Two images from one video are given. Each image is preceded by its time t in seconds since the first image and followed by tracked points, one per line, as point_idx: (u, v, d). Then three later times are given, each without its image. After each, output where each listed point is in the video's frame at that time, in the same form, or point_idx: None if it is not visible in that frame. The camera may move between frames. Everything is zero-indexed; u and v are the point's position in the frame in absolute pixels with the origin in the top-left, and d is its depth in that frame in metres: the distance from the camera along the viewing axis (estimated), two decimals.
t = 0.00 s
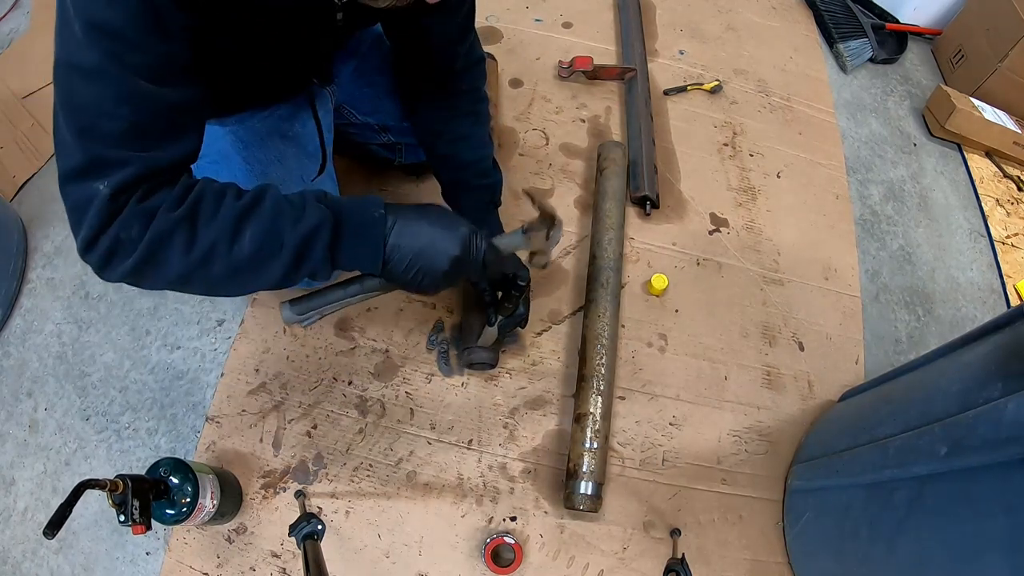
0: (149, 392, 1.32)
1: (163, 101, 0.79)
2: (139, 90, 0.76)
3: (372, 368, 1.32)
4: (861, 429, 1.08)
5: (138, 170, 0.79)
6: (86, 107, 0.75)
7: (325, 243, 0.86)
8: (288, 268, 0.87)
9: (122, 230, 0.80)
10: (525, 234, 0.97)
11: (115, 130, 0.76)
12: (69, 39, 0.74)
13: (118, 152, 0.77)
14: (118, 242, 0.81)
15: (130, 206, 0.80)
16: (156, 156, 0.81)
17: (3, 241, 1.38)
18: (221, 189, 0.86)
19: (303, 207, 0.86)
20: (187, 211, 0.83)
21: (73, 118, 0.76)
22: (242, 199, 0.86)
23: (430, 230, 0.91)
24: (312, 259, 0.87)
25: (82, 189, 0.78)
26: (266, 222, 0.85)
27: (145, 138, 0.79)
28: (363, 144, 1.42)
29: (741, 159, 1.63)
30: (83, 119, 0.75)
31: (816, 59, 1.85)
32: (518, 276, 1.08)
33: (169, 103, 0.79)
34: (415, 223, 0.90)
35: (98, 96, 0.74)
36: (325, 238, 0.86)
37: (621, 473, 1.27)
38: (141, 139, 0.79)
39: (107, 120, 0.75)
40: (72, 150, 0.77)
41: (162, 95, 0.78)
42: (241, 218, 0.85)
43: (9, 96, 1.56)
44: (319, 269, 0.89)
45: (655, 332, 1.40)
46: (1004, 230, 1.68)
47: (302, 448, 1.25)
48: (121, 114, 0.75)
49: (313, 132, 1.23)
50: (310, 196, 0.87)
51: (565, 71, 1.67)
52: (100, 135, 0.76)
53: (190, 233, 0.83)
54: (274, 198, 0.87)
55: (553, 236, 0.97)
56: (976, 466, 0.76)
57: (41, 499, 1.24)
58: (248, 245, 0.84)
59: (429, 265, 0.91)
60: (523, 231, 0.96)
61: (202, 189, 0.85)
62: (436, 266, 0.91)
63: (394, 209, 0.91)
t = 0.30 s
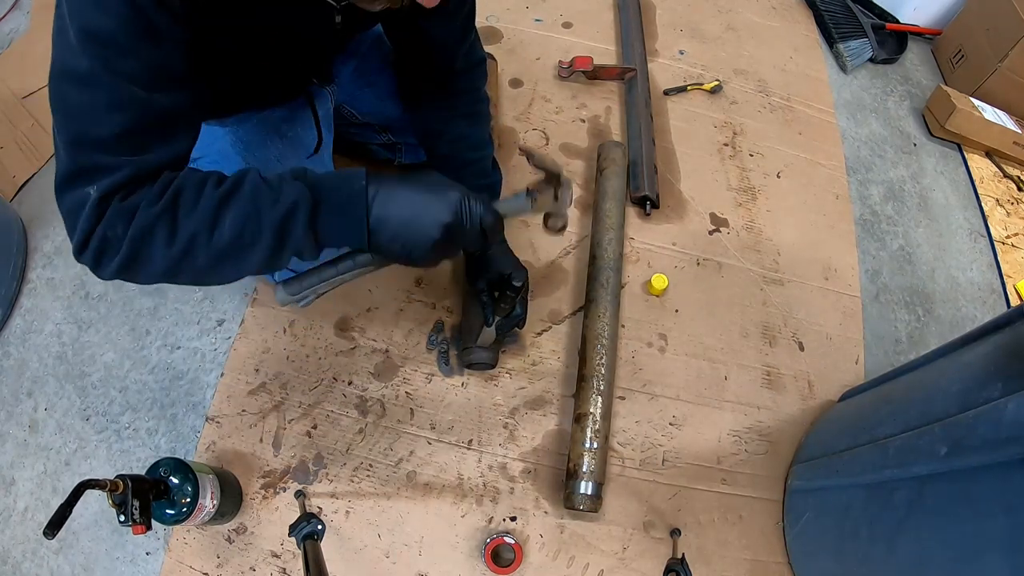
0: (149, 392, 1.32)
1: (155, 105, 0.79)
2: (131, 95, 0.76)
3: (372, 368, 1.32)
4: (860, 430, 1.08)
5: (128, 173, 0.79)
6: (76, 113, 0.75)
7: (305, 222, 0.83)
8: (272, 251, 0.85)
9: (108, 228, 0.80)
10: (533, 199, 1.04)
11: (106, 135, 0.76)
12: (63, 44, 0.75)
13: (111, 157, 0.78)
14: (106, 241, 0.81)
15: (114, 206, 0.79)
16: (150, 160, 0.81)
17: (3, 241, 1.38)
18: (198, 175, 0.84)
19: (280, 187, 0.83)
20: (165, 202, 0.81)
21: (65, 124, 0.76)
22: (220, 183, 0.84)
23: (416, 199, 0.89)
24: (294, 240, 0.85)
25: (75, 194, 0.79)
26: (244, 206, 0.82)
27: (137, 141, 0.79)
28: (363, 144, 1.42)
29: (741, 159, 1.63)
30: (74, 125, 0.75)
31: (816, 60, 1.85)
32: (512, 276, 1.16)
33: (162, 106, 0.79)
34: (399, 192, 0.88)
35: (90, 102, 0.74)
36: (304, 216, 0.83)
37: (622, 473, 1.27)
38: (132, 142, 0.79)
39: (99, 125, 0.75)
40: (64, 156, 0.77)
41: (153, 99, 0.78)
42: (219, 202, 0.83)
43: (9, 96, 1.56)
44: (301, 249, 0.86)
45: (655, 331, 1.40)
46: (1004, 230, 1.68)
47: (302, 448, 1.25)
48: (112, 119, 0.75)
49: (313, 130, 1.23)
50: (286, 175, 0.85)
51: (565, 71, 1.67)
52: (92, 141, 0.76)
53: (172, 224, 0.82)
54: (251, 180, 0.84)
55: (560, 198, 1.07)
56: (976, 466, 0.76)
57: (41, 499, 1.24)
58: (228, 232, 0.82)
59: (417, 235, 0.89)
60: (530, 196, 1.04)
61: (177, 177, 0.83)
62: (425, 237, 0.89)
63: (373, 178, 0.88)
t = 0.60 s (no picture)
0: (149, 392, 1.32)
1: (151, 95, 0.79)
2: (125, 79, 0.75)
3: (372, 368, 1.32)
4: (861, 430, 1.07)
5: (120, 164, 0.78)
6: (70, 101, 0.74)
7: (305, 214, 0.82)
8: (267, 248, 0.84)
9: (101, 221, 0.79)
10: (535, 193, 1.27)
11: (101, 122, 0.76)
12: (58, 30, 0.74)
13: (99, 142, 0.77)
14: (98, 234, 0.80)
15: (107, 197, 0.78)
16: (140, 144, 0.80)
17: (3, 241, 1.38)
18: (198, 172, 0.84)
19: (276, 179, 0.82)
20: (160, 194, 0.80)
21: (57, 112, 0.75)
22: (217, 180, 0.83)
23: (408, 192, 0.87)
24: (293, 233, 0.83)
25: (65, 187, 0.78)
26: (241, 199, 0.82)
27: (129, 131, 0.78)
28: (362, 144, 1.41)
29: (741, 159, 1.63)
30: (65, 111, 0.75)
31: (816, 60, 1.85)
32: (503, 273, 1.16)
33: (155, 95, 0.79)
34: (394, 186, 0.87)
35: (82, 89, 0.74)
36: (303, 208, 0.82)
37: (622, 473, 1.27)
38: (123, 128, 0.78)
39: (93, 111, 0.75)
40: (56, 145, 0.77)
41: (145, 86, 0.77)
42: (216, 197, 0.82)
43: (9, 96, 1.56)
44: (301, 243, 0.85)
45: (655, 331, 1.40)
46: (1004, 230, 1.68)
47: (302, 448, 1.25)
48: (107, 105, 0.75)
49: (313, 130, 1.24)
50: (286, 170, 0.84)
51: (565, 71, 1.68)
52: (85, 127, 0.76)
53: (168, 217, 0.81)
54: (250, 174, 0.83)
55: (563, 195, 1.40)
56: (976, 466, 0.76)
57: (41, 499, 1.24)
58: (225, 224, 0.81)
59: (413, 226, 0.87)
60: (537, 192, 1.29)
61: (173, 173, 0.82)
62: (423, 230, 0.87)
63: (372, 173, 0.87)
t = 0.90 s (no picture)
0: (149, 392, 1.31)
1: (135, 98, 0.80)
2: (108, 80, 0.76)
3: (372, 368, 1.32)
4: (861, 430, 1.07)
5: (94, 161, 0.78)
6: (49, 100, 0.75)
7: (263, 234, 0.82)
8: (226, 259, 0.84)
9: (69, 215, 0.79)
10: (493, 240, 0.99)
11: (77, 121, 0.77)
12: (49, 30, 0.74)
13: (79, 141, 0.78)
14: (67, 227, 0.80)
15: (77, 191, 0.78)
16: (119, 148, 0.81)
17: (3, 241, 1.38)
18: (171, 176, 0.83)
19: (238, 197, 0.82)
20: (126, 193, 0.80)
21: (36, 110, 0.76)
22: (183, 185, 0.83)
23: (358, 219, 0.84)
24: (251, 249, 0.84)
25: (38, 180, 0.78)
26: (205, 214, 0.82)
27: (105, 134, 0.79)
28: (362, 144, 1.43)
29: (741, 159, 1.63)
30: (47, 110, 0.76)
31: (816, 60, 1.85)
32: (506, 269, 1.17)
33: (134, 100, 0.80)
34: (347, 214, 0.84)
35: (61, 91, 0.75)
36: (258, 227, 0.82)
37: (622, 473, 1.27)
38: (102, 130, 0.79)
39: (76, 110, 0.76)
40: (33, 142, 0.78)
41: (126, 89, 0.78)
42: (179, 205, 0.82)
43: (9, 96, 1.56)
44: (259, 260, 0.85)
45: (655, 332, 1.40)
46: (1004, 230, 1.68)
47: (302, 448, 1.25)
48: (83, 107, 0.76)
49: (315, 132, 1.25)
50: (252, 188, 0.84)
51: (565, 71, 1.68)
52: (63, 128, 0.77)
53: (133, 219, 0.81)
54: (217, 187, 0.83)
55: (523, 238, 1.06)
56: (975, 466, 0.76)
57: (41, 499, 1.24)
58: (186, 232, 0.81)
59: (362, 259, 0.84)
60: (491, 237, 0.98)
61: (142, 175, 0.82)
62: (371, 264, 0.85)
63: (329, 196, 0.85)
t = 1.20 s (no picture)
0: (149, 392, 1.32)
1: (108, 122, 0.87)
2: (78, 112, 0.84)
3: (372, 368, 1.32)
4: (861, 430, 1.07)
5: (58, 160, 0.90)
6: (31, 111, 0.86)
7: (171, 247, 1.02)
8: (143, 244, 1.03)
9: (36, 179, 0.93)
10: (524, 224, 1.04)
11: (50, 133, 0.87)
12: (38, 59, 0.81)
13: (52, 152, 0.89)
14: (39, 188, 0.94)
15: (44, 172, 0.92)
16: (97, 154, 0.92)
17: (3, 241, 1.38)
18: (118, 174, 0.95)
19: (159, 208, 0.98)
20: (75, 184, 0.93)
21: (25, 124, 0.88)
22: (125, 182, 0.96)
23: (247, 254, 1.07)
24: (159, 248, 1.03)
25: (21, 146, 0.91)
26: (134, 220, 0.97)
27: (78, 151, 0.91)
28: (362, 144, 1.44)
29: (741, 159, 1.63)
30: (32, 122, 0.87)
31: (816, 60, 1.85)
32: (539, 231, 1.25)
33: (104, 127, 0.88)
34: (244, 247, 1.07)
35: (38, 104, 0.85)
36: (171, 240, 1.00)
37: (622, 473, 1.27)
38: (73, 146, 0.90)
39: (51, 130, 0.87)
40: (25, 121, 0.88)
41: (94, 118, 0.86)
42: (115, 209, 0.95)
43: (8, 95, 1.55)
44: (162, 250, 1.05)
45: (655, 332, 1.40)
46: (1004, 230, 1.68)
47: (302, 448, 1.25)
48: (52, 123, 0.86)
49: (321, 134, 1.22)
50: (174, 202, 1.00)
51: (565, 71, 1.68)
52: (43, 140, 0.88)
53: (79, 204, 0.94)
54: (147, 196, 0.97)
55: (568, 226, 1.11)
56: (975, 466, 0.76)
57: (41, 499, 1.24)
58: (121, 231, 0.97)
59: (250, 283, 1.10)
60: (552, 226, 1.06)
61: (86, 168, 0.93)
62: (248, 288, 1.12)
63: (230, 226, 1.07)
